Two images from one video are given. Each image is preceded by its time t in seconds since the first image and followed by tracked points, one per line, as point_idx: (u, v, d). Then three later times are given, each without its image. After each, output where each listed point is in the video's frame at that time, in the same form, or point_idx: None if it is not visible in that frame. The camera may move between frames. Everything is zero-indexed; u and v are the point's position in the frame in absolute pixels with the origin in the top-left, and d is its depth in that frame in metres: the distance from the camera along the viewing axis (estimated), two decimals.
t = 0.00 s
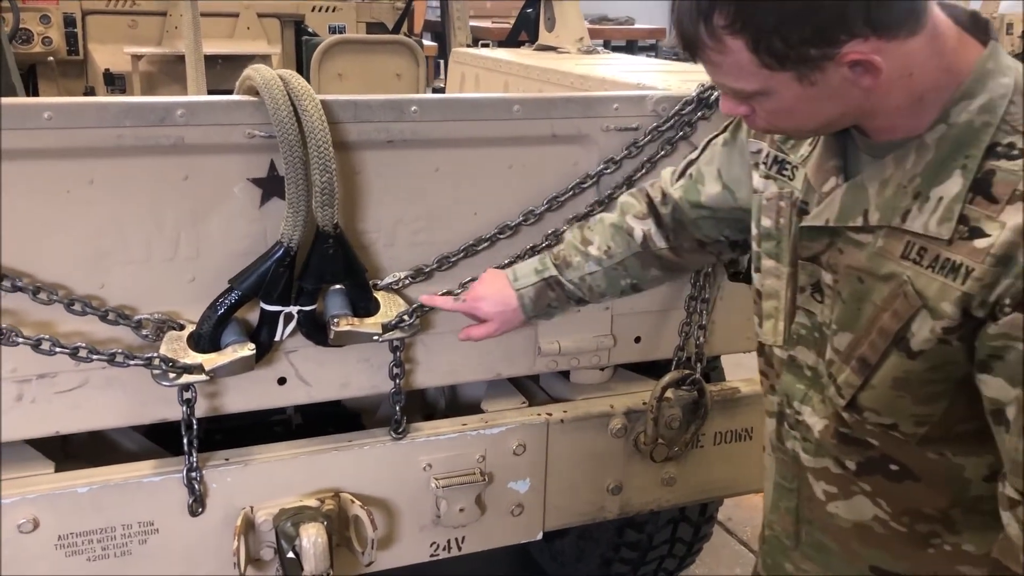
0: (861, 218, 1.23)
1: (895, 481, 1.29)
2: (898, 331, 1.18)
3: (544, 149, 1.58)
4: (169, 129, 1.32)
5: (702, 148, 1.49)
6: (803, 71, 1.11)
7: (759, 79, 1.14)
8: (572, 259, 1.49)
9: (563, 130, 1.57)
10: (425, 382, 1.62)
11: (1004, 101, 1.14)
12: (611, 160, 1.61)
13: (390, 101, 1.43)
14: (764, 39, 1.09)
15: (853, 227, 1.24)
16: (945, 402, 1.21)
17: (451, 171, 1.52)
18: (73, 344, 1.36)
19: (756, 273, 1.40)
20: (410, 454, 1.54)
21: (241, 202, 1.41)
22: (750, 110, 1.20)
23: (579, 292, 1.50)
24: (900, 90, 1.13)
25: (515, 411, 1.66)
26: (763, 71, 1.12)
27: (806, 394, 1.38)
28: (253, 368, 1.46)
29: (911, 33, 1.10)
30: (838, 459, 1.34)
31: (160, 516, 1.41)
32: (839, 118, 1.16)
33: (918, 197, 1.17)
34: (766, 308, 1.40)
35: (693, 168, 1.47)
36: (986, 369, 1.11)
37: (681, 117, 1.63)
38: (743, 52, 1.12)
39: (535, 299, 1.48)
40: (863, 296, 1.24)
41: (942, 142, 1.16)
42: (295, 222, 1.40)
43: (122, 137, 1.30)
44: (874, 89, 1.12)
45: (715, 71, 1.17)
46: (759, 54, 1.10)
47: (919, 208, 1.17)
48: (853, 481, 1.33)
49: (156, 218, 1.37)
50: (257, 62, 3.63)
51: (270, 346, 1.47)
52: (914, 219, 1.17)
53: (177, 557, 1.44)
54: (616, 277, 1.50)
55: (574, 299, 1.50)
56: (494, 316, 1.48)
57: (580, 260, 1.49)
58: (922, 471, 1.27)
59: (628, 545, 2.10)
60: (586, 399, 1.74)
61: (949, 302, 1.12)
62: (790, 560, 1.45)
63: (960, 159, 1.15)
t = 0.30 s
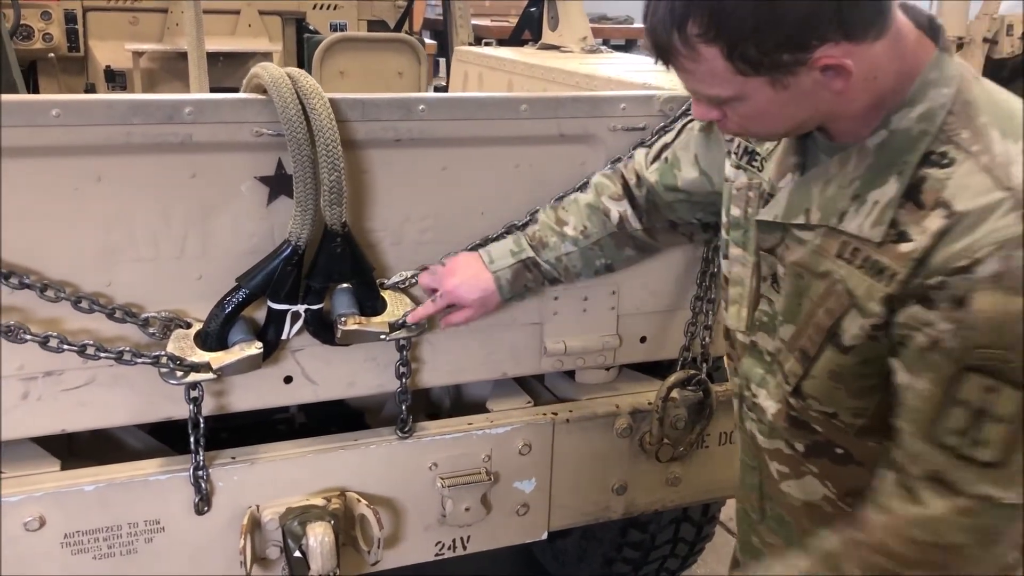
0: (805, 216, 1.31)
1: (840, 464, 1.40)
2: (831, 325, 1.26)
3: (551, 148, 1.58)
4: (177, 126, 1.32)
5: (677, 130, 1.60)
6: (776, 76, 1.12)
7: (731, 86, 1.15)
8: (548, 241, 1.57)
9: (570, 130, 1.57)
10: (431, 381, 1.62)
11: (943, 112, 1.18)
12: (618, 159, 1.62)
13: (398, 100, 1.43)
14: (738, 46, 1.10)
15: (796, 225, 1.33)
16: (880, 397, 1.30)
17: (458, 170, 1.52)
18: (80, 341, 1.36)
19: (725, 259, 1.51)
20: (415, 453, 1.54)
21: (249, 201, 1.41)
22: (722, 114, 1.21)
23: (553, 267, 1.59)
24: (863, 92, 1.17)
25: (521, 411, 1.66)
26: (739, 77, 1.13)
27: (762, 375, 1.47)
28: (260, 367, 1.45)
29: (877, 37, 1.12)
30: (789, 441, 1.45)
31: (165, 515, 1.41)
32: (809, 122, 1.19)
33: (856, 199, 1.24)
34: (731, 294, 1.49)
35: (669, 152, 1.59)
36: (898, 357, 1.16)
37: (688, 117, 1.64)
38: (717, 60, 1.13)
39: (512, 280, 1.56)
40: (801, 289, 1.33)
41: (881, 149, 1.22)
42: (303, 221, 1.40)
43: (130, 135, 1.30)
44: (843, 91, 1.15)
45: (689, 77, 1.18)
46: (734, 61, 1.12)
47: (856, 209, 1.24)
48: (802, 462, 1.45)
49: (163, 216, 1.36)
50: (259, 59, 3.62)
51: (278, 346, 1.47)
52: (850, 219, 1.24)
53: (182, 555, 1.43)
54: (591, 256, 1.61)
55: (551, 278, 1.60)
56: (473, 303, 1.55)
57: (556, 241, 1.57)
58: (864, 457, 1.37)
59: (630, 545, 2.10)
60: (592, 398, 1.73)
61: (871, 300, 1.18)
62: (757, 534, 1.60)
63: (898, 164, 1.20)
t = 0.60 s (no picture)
0: (752, 230, 1.35)
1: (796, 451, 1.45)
2: (769, 334, 1.29)
3: (557, 151, 1.59)
4: (185, 128, 1.32)
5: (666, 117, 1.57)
6: (742, 118, 1.10)
7: (698, 129, 1.13)
8: (541, 232, 1.55)
9: (576, 133, 1.58)
10: (436, 383, 1.62)
11: (882, 141, 1.19)
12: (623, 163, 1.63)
13: (406, 102, 1.43)
14: (703, 96, 1.07)
15: (745, 238, 1.36)
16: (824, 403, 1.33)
17: (465, 172, 1.52)
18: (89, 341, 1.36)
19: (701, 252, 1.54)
20: (421, 455, 1.54)
21: (256, 202, 1.41)
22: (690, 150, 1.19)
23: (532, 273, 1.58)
24: (822, 114, 1.16)
25: (527, 413, 1.66)
26: (705, 121, 1.11)
27: (732, 364, 1.52)
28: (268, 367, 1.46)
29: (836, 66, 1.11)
30: (756, 427, 1.47)
31: (171, 516, 1.41)
32: (775, 149, 1.18)
33: (798, 220, 1.27)
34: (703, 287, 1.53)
35: (652, 141, 1.56)
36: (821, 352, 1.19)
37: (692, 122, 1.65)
38: (683, 108, 1.10)
39: (509, 272, 1.55)
40: (753, 295, 1.37)
41: (822, 174, 1.24)
42: (312, 223, 1.40)
43: (138, 136, 1.30)
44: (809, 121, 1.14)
45: (656, 122, 1.15)
46: (699, 109, 1.09)
47: (796, 230, 1.26)
48: (768, 447, 1.46)
49: (170, 218, 1.36)
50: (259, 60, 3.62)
51: (286, 345, 1.48)
52: (791, 239, 1.27)
53: (187, 557, 1.43)
54: (584, 243, 1.60)
55: (544, 268, 1.59)
56: (473, 298, 1.54)
57: (548, 231, 1.55)
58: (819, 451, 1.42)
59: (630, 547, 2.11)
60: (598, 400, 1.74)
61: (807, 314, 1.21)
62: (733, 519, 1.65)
63: (834, 191, 1.22)
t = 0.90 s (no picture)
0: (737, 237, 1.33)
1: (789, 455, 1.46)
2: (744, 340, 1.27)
3: (561, 156, 1.59)
4: (192, 130, 1.32)
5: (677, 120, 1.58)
6: (743, 124, 1.10)
7: (698, 133, 1.13)
8: (547, 233, 1.55)
9: (581, 137, 1.59)
10: (440, 387, 1.62)
11: (863, 158, 1.17)
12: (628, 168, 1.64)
13: (412, 106, 1.43)
14: (705, 100, 1.07)
15: (731, 245, 1.34)
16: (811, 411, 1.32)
17: (470, 176, 1.52)
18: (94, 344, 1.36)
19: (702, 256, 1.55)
20: (425, 458, 1.54)
21: (262, 205, 1.41)
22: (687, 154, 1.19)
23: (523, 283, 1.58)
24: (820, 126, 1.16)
25: (530, 417, 1.66)
26: (706, 126, 1.11)
27: (728, 364, 1.51)
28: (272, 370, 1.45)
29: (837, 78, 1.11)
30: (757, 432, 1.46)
31: (175, 519, 1.40)
32: (772, 157, 1.18)
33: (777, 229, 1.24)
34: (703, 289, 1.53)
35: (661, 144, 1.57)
36: (781, 351, 1.15)
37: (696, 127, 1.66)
38: (685, 112, 1.10)
39: (515, 273, 1.55)
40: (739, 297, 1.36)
41: (803, 185, 1.21)
42: (318, 226, 1.41)
43: (145, 139, 1.30)
44: (807, 130, 1.14)
45: (655, 124, 1.15)
46: (700, 113, 1.09)
47: (775, 239, 1.24)
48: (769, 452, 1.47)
49: (176, 220, 1.36)
50: (257, 62, 3.61)
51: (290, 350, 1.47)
52: (769, 249, 1.25)
53: (191, 559, 1.43)
54: (590, 246, 1.60)
55: (551, 269, 1.59)
56: (475, 293, 1.52)
57: (554, 233, 1.56)
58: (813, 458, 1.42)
59: (629, 551, 2.12)
60: (600, 404, 1.75)
61: (779, 322, 1.16)
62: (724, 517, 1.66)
63: (812, 202, 1.19)
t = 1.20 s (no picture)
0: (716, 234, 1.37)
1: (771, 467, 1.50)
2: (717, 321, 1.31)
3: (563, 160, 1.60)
4: (195, 132, 1.32)
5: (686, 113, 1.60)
6: (742, 131, 1.11)
7: (696, 140, 1.13)
8: (551, 191, 1.53)
9: (582, 141, 1.60)
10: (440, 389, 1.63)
11: (829, 172, 1.20)
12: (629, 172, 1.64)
13: (415, 109, 1.43)
14: (706, 107, 1.07)
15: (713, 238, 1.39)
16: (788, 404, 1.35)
17: (471, 180, 1.52)
18: (92, 349, 1.34)
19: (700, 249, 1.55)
20: (426, 462, 1.54)
21: (264, 207, 1.41)
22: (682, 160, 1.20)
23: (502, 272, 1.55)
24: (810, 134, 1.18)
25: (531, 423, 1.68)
26: (705, 133, 1.11)
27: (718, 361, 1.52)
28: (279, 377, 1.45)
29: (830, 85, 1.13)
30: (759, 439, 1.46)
31: (175, 522, 1.40)
32: (763, 165, 1.19)
33: (741, 230, 1.28)
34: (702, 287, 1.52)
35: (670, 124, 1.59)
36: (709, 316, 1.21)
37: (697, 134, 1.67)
38: (684, 119, 1.10)
39: (523, 226, 1.51)
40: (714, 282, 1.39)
41: (772, 192, 1.24)
42: (321, 224, 1.40)
43: (148, 140, 1.29)
44: (799, 137, 1.16)
45: (653, 129, 1.15)
46: (702, 120, 1.09)
47: (737, 238, 1.28)
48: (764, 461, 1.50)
49: (177, 223, 1.36)
50: (252, 63, 3.58)
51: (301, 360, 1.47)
52: (732, 246, 1.28)
53: (190, 563, 1.43)
54: (596, 209, 1.57)
55: (556, 231, 1.56)
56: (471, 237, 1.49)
57: (559, 191, 1.54)
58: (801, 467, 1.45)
59: (626, 555, 2.12)
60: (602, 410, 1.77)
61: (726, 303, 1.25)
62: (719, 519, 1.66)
63: (773, 206, 1.23)
